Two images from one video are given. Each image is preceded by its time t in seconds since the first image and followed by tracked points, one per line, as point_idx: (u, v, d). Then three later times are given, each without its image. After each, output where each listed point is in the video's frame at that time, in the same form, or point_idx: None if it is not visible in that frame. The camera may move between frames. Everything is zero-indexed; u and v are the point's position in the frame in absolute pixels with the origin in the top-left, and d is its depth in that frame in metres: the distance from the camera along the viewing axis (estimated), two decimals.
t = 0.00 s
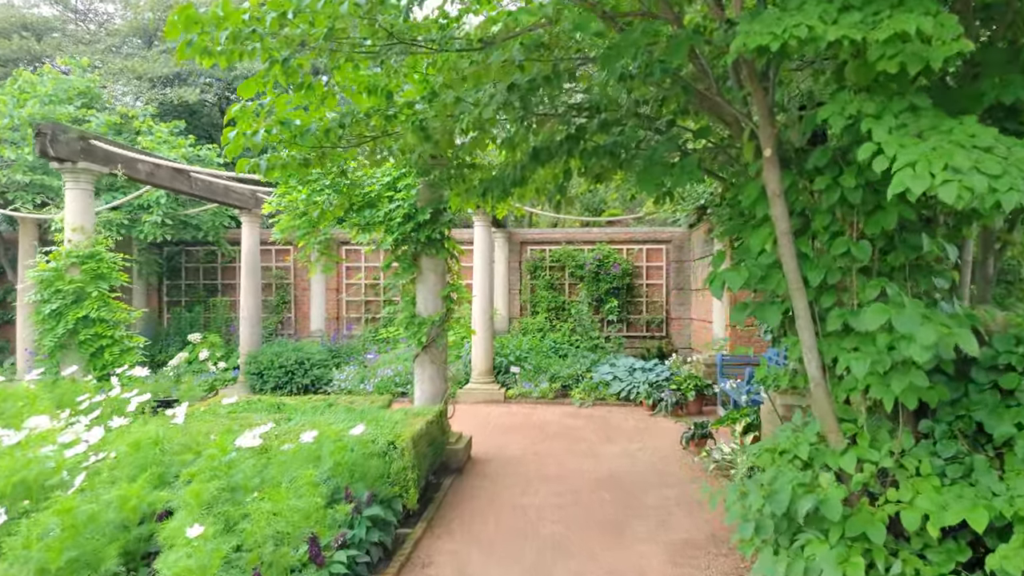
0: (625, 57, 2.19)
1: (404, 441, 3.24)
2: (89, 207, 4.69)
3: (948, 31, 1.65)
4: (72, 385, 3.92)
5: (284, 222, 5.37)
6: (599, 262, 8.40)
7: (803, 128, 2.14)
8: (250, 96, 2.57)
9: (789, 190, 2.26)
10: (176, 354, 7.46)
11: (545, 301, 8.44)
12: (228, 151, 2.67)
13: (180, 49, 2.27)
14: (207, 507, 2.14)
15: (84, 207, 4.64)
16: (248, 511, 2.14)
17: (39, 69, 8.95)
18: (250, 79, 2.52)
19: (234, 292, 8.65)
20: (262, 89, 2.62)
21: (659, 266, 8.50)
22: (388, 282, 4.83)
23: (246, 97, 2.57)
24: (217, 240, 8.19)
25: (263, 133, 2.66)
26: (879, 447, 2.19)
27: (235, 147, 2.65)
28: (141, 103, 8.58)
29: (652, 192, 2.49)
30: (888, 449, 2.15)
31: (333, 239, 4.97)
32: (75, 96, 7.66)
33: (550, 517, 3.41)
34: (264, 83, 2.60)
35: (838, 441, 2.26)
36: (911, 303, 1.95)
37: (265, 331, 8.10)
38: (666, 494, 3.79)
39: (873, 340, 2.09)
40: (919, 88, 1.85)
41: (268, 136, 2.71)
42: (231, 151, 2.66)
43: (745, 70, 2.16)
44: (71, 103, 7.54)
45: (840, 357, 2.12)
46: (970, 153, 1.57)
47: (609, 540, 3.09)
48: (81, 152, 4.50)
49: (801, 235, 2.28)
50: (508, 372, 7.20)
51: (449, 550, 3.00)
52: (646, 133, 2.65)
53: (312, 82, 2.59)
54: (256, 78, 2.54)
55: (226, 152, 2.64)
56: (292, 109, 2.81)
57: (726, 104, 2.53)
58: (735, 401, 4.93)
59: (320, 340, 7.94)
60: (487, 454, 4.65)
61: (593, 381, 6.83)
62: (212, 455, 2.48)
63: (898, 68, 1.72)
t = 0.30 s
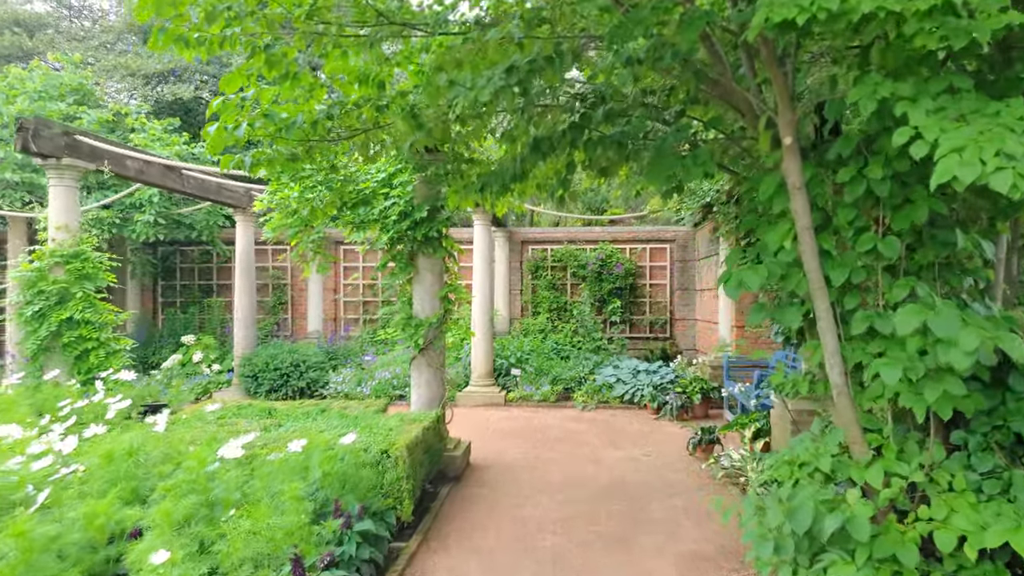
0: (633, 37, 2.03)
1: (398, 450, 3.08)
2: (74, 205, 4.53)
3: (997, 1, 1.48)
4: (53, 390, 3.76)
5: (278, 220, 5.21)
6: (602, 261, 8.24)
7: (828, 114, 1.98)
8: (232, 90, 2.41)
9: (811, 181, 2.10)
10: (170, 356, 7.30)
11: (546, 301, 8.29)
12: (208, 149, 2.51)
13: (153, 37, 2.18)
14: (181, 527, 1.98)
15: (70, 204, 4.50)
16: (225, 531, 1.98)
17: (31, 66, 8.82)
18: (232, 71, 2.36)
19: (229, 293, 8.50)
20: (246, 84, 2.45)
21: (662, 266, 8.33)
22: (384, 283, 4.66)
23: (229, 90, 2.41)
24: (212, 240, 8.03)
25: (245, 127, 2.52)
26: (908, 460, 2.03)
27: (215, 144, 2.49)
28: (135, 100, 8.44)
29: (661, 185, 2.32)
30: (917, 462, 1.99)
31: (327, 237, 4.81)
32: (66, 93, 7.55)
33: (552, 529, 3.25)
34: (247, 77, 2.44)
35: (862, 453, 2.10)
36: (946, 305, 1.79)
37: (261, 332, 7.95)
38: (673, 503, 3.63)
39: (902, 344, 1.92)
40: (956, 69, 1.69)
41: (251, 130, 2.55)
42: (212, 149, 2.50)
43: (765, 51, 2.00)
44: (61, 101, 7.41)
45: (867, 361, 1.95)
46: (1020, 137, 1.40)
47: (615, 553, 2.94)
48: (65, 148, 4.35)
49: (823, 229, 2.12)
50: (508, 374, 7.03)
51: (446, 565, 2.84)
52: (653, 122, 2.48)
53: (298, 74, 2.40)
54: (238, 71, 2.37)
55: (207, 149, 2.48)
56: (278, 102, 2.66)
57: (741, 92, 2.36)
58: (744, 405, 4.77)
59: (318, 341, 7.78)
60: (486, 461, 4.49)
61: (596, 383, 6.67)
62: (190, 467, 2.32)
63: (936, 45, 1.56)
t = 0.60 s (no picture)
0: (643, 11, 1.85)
1: (390, 458, 2.92)
2: (57, 201, 4.37)
3: None
4: (33, 393, 3.59)
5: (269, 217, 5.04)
6: (604, 260, 8.07)
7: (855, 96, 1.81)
8: (211, 77, 2.14)
9: (835, 170, 1.93)
10: (163, 357, 7.15)
11: (548, 301, 8.12)
12: (186, 141, 2.30)
13: (119, 20, 1.87)
14: (147, 549, 1.81)
15: (54, 203, 4.34)
16: (195, 552, 1.81)
17: (24, 61, 8.71)
18: (211, 58, 2.10)
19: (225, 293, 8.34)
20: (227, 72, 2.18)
21: (667, 265, 8.15)
22: (379, 282, 4.49)
23: (207, 78, 2.15)
24: (207, 238, 7.87)
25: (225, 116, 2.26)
26: (942, 474, 1.85)
27: (193, 136, 2.28)
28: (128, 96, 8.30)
29: (671, 174, 2.15)
30: (953, 477, 1.82)
31: (320, 235, 4.64)
32: (58, 88, 7.42)
33: (554, 541, 3.07)
34: (227, 64, 2.18)
35: (891, 466, 1.93)
36: (989, 304, 1.62)
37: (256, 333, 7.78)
38: (681, 513, 3.46)
39: (938, 347, 1.75)
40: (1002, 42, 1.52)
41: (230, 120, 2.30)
42: (191, 142, 2.28)
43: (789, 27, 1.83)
44: (52, 95, 7.27)
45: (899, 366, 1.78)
46: None
47: (620, 568, 2.77)
48: (49, 142, 4.19)
49: (848, 222, 1.95)
50: (509, 376, 6.86)
51: None
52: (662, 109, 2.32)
53: (281, 61, 2.20)
54: (216, 57, 2.12)
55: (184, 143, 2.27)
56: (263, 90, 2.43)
57: (757, 74, 2.19)
58: (753, 408, 4.60)
59: (314, 342, 7.62)
60: (485, 467, 4.31)
61: (599, 385, 6.50)
62: (164, 479, 2.16)
63: (985, 12, 1.39)
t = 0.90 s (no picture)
0: None
1: (383, 469, 2.76)
2: (39, 197, 4.22)
3: None
4: (11, 398, 3.44)
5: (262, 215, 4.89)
6: (607, 260, 7.91)
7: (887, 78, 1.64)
8: (186, 64, 2.01)
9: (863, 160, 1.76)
10: (155, 359, 7.06)
11: (549, 302, 7.96)
12: (159, 131, 2.17)
13: None
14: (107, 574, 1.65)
15: (37, 200, 4.19)
16: None
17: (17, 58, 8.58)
18: (185, 42, 1.96)
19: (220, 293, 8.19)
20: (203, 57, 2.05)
21: (671, 265, 7.98)
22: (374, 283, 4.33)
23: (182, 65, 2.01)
24: (201, 238, 7.71)
25: (197, 103, 2.14)
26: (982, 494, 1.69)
27: (167, 126, 2.15)
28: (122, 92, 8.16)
29: (682, 165, 1.98)
30: (994, 498, 1.65)
31: (314, 234, 4.48)
32: (49, 84, 7.28)
33: (555, 556, 2.91)
34: (204, 47, 2.02)
35: (924, 483, 1.76)
36: None
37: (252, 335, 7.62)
38: (689, 526, 3.30)
39: (979, 354, 1.59)
40: None
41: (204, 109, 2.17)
42: (166, 131, 2.16)
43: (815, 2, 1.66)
44: (43, 92, 7.13)
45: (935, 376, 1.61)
46: None
47: None
48: (30, 137, 4.04)
49: (877, 217, 1.78)
50: (509, 379, 6.70)
51: None
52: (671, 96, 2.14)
53: (262, 43, 2.02)
54: (191, 42, 1.97)
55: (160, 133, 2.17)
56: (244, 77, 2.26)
57: (776, 57, 2.02)
58: (763, 413, 4.43)
59: (311, 344, 7.46)
60: (484, 475, 4.15)
61: (602, 389, 6.33)
62: (133, 494, 2.00)
63: None
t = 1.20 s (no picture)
0: None
1: (375, 479, 2.59)
2: (21, 192, 4.08)
3: None
4: None
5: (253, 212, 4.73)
6: (610, 259, 7.74)
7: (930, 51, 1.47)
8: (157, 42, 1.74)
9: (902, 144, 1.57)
10: (148, 360, 6.92)
11: (551, 302, 7.80)
12: (129, 119, 1.92)
13: None
14: None
15: (19, 194, 4.07)
16: None
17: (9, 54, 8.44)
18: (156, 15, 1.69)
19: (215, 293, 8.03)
20: (179, 34, 1.82)
21: (675, 264, 7.81)
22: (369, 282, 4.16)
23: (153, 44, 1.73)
24: (195, 236, 7.55)
25: (167, 85, 1.87)
26: None
27: (137, 113, 1.90)
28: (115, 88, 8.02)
29: (699, 149, 1.81)
30: None
31: (307, 231, 4.32)
32: (40, 79, 7.13)
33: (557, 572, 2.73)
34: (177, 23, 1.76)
35: (967, 502, 1.59)
36: None
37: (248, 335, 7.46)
38: (699, 538, 3.13)
39: None
40: None
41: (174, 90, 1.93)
42: (137, 118, 1.91)
43: None
44: (33, 88, 6.99)
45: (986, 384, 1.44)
46: None
47: None
48: (9, 129, 3.89)
49: (915, 205, 1.60)
50: (510, 381, 6.53)
51: None
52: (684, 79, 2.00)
53: (239, 19, 1.79)
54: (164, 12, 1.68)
55: (132, 121, 1.91)
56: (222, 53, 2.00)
57: (799, 33, 1.85)
58: (774, 417, 4.27)
59: (307, 345, 7.29)
60: (483, 482, 3.98)
61: (605, 391, 6.16)
62: (95, 510, 1.82)
63: None
